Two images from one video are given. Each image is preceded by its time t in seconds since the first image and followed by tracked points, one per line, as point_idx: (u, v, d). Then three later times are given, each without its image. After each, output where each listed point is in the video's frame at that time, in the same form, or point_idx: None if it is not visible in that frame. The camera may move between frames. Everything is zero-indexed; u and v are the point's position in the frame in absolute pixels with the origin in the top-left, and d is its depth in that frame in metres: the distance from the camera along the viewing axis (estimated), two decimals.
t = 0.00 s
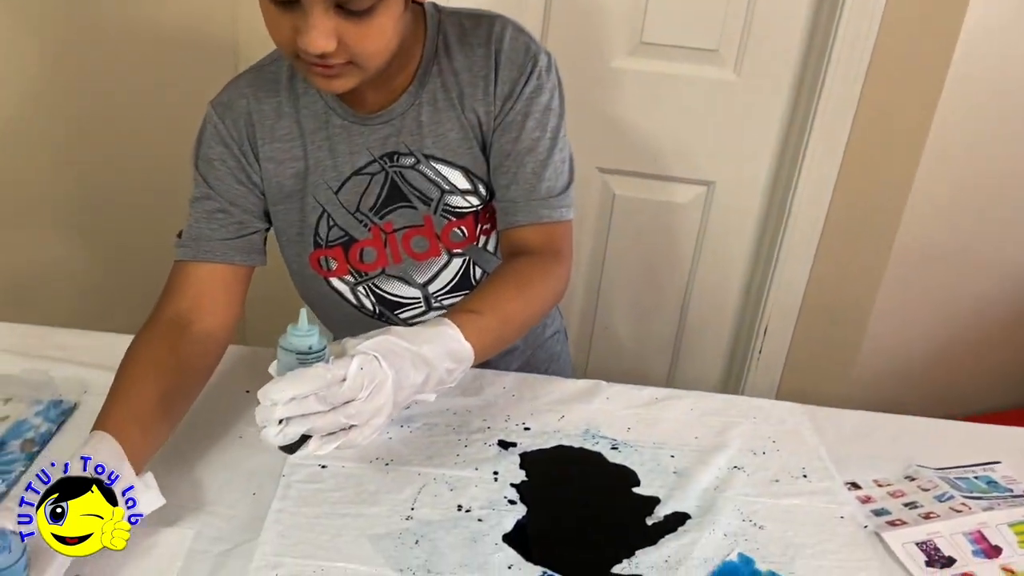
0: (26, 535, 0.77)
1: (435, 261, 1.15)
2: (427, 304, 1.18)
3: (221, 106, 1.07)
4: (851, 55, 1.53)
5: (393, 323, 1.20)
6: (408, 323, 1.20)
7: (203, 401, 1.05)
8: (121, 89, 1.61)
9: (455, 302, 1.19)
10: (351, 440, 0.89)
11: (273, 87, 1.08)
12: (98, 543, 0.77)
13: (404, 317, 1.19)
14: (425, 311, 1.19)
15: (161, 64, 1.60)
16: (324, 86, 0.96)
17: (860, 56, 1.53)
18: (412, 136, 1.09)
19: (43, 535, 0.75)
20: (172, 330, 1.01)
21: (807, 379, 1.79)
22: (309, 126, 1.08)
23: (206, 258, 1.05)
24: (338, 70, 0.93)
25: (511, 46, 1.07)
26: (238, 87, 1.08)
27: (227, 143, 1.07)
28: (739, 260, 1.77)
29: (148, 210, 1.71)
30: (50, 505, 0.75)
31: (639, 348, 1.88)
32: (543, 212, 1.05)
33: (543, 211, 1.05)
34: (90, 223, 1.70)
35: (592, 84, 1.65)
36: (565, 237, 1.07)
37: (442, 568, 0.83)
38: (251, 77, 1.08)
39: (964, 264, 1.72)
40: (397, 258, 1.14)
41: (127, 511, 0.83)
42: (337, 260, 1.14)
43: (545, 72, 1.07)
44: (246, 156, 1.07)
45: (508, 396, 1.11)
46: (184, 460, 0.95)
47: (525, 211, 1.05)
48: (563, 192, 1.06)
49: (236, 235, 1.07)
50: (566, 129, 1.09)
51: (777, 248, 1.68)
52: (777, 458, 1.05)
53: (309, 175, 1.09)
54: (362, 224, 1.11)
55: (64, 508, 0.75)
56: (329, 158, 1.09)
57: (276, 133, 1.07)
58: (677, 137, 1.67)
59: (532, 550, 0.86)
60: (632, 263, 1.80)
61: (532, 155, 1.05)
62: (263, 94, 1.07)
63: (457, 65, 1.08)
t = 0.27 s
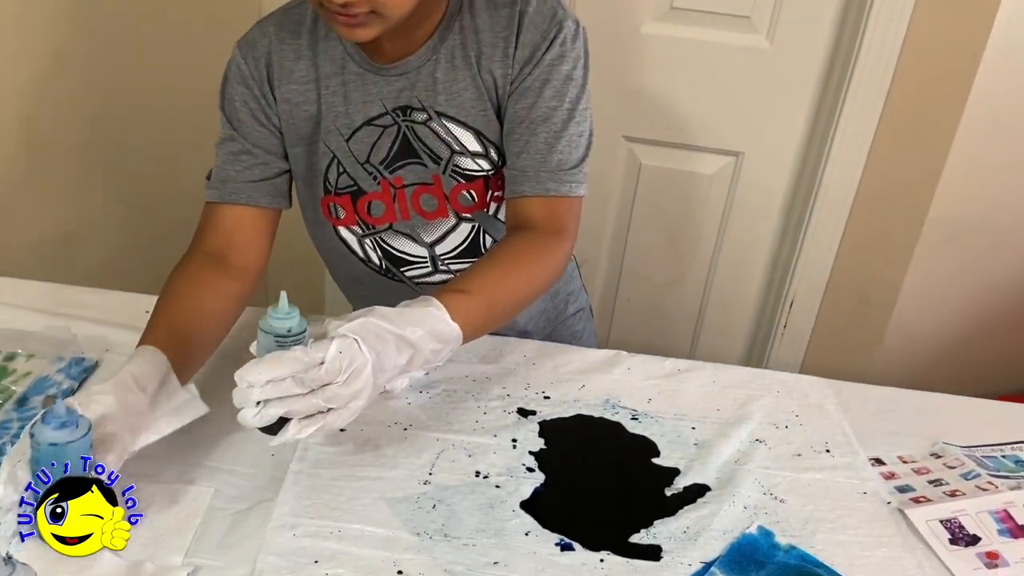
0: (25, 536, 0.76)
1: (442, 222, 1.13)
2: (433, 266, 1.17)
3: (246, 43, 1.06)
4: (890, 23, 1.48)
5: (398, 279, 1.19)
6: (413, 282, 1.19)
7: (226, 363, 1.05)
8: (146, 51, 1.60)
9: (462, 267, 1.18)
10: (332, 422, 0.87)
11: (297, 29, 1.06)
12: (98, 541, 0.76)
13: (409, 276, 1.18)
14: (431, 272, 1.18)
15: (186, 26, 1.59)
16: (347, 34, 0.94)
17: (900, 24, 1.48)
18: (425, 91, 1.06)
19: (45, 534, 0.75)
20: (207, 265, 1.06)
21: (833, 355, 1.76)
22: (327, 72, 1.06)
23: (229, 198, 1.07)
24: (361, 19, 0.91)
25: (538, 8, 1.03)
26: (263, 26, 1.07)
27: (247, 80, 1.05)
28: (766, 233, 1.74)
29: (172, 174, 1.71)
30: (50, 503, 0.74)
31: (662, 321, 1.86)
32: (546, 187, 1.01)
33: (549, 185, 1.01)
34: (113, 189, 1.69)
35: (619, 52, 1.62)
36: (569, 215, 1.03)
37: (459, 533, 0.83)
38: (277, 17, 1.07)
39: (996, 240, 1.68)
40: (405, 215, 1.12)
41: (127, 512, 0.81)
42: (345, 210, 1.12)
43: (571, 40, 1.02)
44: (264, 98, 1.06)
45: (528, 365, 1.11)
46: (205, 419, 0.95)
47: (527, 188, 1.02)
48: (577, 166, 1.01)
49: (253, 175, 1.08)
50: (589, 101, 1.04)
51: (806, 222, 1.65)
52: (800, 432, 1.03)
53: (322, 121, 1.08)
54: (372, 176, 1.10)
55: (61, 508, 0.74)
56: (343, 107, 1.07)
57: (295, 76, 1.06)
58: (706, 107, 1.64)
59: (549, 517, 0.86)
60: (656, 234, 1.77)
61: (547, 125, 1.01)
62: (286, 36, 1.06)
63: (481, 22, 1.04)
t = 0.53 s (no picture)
0: (25, 537, 0.74)
1: (438, 217, 1.12)
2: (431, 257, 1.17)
3: (277, 18, 1.07)
4: (917, 11, 1.46)
5: (400, 265, 1.20)
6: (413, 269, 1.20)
7: (252, 341, 1.07)
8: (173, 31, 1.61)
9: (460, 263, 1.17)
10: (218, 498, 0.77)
11: (324, 11, 1.06)
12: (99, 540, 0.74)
13: (410, 263, 1.19)
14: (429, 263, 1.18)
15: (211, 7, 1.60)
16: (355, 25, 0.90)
17: (928, 11, 1.46)
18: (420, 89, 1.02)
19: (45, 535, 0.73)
20: (245, 232, 1.08)
21: (853, 344, 1.76)
22: (342, 56, 1.05)
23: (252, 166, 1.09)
24: (368, 10, 0.88)
25: (530, 22, 0.94)
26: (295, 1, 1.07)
27: (274, 52, 1.06)
28: (787, 222, 1.74)
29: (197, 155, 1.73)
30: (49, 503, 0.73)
31: (682, 307, 1.86)
32: (477, 197, 0.91)
33: (485, 197, 0.91)
34: (140, 169, 1.72)
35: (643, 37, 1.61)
36: (501, 233, 0.92)
37: (480, 512, 0.84)
38: None
39: None
40: (403, 206, 1.12)
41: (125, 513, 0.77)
42: (351, 191, 1.14)
43: (557, 62, 0.93)
44: (285, 74, 1.07)
45: (548, 349, 1.12)
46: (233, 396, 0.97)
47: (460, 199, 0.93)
48: (529, 186, 0.91)
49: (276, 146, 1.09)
50: (565, 125, 0.93)
51: (828, 211, 1.65)
52: (819, 421, 1.04)
53: (332, 105, 1.07)
54: (374, 165, 1.09)
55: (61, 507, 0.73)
56: (350, 95, 1.06)
57: (314, 55, 1.06)
58: (729, 94, 1.63)
59: (568, 499, 0.87)
60: (677, 221, 1.77)
61: (501, 138, 0.92)
62: (312, 15, 1.06)
63: (473, 30, 0.97)
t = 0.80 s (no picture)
0: (26, 535, 0.73)
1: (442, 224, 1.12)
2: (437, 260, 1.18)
3: (299, 15, 1.07)
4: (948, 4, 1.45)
5: (410, 263, 1.21)
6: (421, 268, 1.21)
7: (282, 330, 1.08)
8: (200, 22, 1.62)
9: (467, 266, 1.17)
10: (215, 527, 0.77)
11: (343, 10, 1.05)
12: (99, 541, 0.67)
13: (418, 263, 1.20)
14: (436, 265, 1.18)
15: None
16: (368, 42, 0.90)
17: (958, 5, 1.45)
18: (424, 98, 1.01)
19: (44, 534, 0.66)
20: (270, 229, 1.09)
21: (878, 339, 1.75)
22: (357, 58, 1.04)
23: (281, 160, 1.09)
24: (379, 28, 0.87)
25: (536, 32, 0.91)
26: None
27: (298, 48, 1.06)
28: (813, 216, 1.73)
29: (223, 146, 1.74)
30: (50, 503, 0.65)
31: (705, 300, 1.86)
32: (472, 205, 0.89)
33: (480, 206, 0.89)
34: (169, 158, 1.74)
35: (670, 30, 1.61)
36: (494, 244, 0.90)
37: (509, 502, 0.85)
38: None
39: None
40: (412, 209, 1.12)
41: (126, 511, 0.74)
42: (364, 189, 1.14)
43: (559, 72, 0.90)
44: (306, 71, 1.06)
45: (574, 341, 1.12)
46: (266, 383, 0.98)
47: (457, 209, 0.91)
48: (527, 195, 0.88)
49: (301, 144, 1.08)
50: (567, 135, 0.90)
51: (855, 205, 1.64)
52: (846, 416, 1.04)
53: (347, 105, 1.07)
54: (386, 167, 1.09)
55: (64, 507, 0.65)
56: (364, 97, 1.05)
57: (331, 55, 1.05)
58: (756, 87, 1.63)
59: (596, 490, 0.88)
60: (702, 214, 1.77)
61: (499, 146, 0.89)
62: (333, 15, 1.05)
63: (480, 40, 0.95)
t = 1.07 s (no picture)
0: (25, 537, 0.73)
1: (460, 208, 1.13)
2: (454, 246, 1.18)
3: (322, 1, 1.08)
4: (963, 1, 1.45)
5: (426, 249, 1.22)
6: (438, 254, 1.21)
7: (300, 322, 1.09)
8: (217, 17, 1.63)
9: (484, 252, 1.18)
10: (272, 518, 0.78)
11: None
12: (101, 543, 0.67)
13: (435, 250, 1.20)
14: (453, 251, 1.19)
15: None
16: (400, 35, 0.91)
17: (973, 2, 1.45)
18: (447, 79, 1.02)
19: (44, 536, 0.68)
20: (295, 209, 1.12)
21: (890, 336, 1.75)
22: (380, 43, 1.05)
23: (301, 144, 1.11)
24: (413, 26, 0.88)
25: (561, 9, 0.91)
26: None
27: (320, 36, 1.07)
28: (826, 213, 1.73)
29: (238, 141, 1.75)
30: (50, 504, 0.67)
31: (717, 296, 1.86)
32: (501, 177, 0.90)
33: (509, 178, 0.89)
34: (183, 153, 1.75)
35: (683, 26, 1.61)
36: (523, 216, 0.90)
37: (524, 494, 0.86)
38: None
39: None
40: (429, 194, 1.13)
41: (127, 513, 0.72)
42: (382, 175, 1.15)
43: (584, 48, 0.90)
44: (329, 56, 1.07)
45: (588, 335, 1.13)
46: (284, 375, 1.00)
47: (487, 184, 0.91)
48: (555, 168, 0.89)
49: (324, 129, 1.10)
50: (592, 109, 0.90)
51: (868, 202, 1.63)
52: (859, 411, 1.04)
53: (368, 89, 1.07)
54: (405, 152, 1.10)
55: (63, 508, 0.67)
56: (385, 81, 1.06)
57: (354, 40, 1.06)
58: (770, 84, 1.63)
59: (610, 484, 0.89)
60: (714, 210, 1.77)
61: (527, 121, 0.89)
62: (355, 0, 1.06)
63: (503, 18, 0.95)
